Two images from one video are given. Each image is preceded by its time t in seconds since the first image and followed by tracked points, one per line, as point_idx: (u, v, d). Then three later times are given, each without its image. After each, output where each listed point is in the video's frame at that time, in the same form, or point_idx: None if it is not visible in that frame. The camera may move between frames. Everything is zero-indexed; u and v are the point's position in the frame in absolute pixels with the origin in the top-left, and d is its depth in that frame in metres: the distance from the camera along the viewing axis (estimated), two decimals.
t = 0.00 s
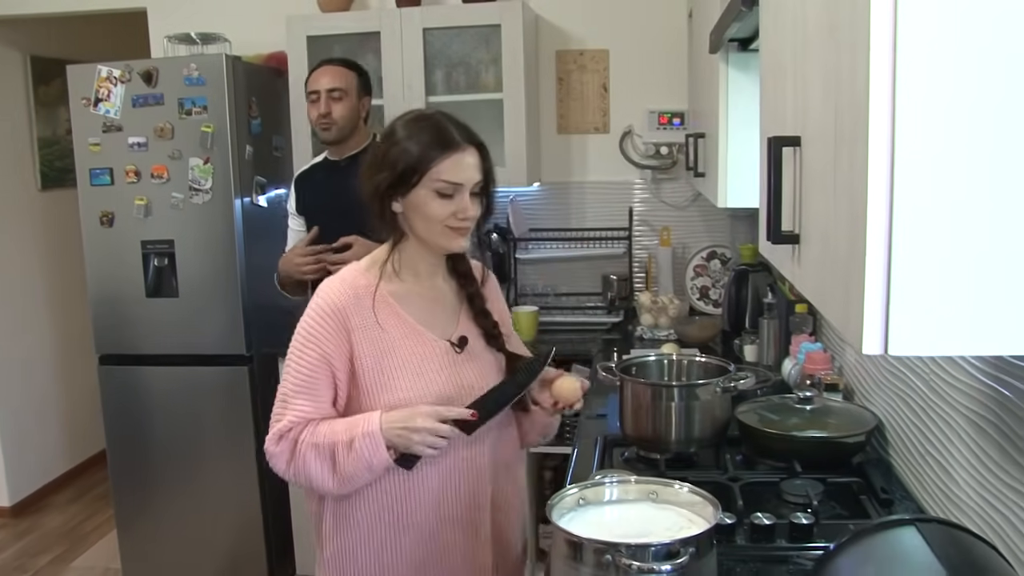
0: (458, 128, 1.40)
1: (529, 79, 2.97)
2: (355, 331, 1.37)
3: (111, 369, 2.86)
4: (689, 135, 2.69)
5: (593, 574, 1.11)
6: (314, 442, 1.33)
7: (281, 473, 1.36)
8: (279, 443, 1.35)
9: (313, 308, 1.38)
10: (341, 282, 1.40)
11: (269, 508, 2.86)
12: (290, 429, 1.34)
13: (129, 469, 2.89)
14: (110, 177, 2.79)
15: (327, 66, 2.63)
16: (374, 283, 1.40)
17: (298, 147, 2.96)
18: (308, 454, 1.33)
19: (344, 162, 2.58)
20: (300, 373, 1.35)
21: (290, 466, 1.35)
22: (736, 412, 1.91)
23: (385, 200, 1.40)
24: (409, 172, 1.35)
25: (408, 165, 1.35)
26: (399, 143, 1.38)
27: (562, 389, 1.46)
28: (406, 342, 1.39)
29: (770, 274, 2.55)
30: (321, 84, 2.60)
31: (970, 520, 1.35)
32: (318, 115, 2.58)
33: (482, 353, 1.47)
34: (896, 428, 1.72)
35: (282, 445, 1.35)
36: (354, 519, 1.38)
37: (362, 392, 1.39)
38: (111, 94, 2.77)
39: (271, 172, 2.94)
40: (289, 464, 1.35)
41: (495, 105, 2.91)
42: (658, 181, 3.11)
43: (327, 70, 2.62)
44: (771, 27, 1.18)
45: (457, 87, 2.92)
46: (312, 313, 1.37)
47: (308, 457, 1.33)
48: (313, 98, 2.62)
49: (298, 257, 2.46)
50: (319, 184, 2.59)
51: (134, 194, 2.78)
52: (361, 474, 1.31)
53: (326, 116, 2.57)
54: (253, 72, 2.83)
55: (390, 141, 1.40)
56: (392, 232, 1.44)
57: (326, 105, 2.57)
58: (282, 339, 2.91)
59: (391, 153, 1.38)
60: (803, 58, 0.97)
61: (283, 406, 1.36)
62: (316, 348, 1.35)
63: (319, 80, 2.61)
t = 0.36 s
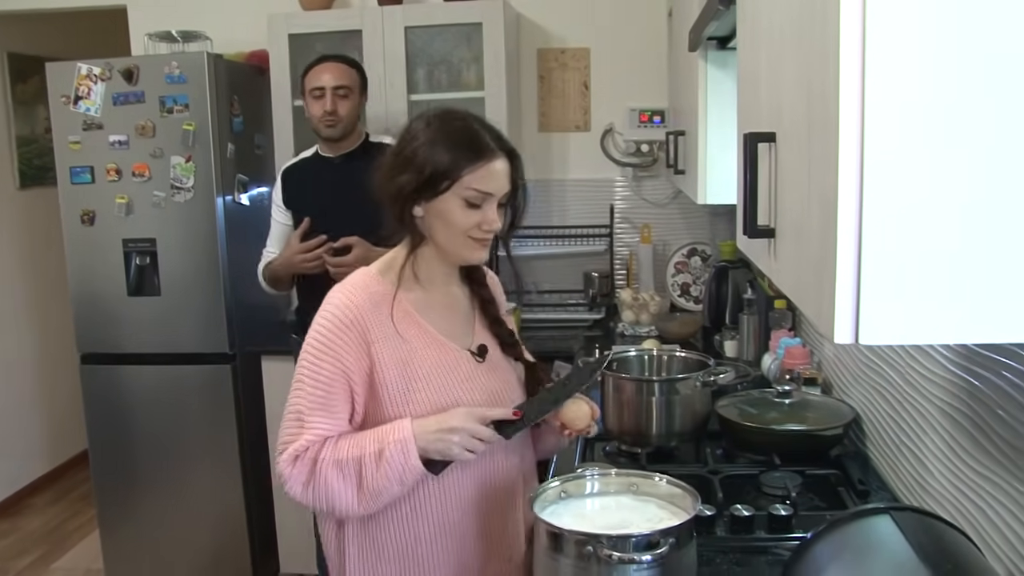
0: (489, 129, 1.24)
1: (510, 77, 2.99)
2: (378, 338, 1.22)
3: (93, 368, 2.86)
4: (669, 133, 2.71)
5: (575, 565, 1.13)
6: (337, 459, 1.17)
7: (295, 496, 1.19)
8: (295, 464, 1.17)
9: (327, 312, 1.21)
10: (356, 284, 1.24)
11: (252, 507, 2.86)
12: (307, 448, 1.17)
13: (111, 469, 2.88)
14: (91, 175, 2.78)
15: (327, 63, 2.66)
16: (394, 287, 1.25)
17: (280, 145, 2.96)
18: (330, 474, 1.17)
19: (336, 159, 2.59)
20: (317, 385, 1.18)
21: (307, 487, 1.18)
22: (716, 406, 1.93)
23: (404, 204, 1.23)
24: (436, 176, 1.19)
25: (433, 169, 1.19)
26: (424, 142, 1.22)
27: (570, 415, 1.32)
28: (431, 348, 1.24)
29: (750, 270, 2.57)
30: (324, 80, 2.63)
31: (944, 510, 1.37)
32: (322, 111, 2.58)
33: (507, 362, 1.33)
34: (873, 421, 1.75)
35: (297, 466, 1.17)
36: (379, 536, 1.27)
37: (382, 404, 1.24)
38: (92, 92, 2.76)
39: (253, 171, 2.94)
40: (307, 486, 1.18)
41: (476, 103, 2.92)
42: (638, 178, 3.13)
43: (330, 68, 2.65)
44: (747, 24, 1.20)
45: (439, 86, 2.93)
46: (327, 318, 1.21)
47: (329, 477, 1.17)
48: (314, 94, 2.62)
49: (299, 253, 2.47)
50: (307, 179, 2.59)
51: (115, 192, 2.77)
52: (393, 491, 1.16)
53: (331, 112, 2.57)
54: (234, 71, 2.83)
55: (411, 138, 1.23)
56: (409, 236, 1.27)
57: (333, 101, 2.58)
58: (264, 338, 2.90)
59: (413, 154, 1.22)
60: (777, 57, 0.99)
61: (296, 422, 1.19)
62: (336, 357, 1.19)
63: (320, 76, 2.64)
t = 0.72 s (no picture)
0: (506, 140, 1.19)
1: (491, 81, 3.00)
2: (385, 348, 1.16)
3: (74, 373, 2.85)
4: (649, 136, 2.73)
5: (555, 565, 1.14)
6: (342, 474, 1.10)
7: (284, 512, 1.10)
8: (291, 479, 1.08)
9: (334, 317, 1.13)
10: (360, 287, 1.16)
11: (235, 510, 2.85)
12: (307, 462, 1.09)
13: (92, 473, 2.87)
14: (72, 179, 2.77)
15: (324, 65, 2.60)
16: (397, 296, 1.20)
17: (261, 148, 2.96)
18: (333, 490, 1.10)
19: (331, 163, 2.60)
20: (322, 394, 1.10)
21: (300, 504, 1.09)
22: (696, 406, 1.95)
23: (414, 211, 1.16)
24: (458, 186, 1.13)
25: (457, 177, 1.13)
26: (441, 147, 1.14)
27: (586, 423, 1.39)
28: (432, 361, 1.20)
29: (730, 272, 2.60)
30: (320, 84, 2.58)
31: (921, 506, 1.39)
32: (319, 115, 2.55)
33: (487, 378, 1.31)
34: (852, 419, 1.77)
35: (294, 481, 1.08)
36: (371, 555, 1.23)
37: (375, 416, 1.18)
38: (72, 95, 2.75)
39: (235, 174, 2.94)
40: (303, 503, 1.09)
41: (457, 106, 2.94)
42: (619, 180, 3.15)
43: (326, 70, 2.60)
44: (722, 30, 1.22)
45: (420, 89, 2.94)
46: (334, 322, 1.12)
47: (330, 493, 1.10)
48: (309, 96, 2.58)
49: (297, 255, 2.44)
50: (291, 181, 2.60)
51: (95, 196, 2.77)
52: (400, 508, 1.12)
53: (329, 117, 2.56)
54: (215, 74, 2.83)
55: (424, 141, 1.16)
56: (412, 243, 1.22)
57: (331, 106, 2.55)
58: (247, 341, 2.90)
59: (429, 159, 1.15)
60: (751, 62, 1.01)
61: (291, 434, 1.09)
62: (344, 365, 1.11)
63: (316, 78, 2.58)
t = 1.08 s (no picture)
0: (475, 156, 1.21)
1: (474, 87, 3.01)
2: (348, 367, 1.16)
3: (56, 380, 2.84)
4: (631, 142, 2.75)
5: (537, 570, 1.15)
6: (320, 499, 1.10)
7: (260, 546, 1.07)
8: (269, 510, 1.06)
9: (300, 338, 1.11)
10: (321, 306, 1.15)
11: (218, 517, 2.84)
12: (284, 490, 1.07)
13: (75, 481, 2.86)
14: (54, 186, 2.77)
15: (303, 72, 2.62)
16: (358, 313, 1.20)
17: (245, 154, 2.96)
18: (312, 516, 1.09)
19: (315, 169, 2.60)
20: (296, 419, 1.08)
21: (278, 537, 1.07)
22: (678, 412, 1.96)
23: (387, 226, 1.16)
24: (435, 203, 1.14)
25: (435, 195, 1.14)
26: (416, 162, 1.15)
27: (552, 436, 1.40)
28: (392, 377, 1.21)
29: (712, 277, 2.62)
30: (299, 90, 2.59)
31: (902, 510, 1.40)
32: (297, 121, 2.57)
33: (439, 393, 1.33)
34: (833, 423, 1.79)
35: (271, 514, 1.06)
36: None
37: (344, 437, 1.18)
38: (53, 102, 2.74)
39: (218, 181, 2.94)
40: (281, 536, 1.07)
41: (440, 112, 2.94)
42: (602, 186, 3.16)
43: (303, 76, 2.60)
44: (701, 38, 1.23)
45: (402, 96, 2.95)
46: (300, 344, 1.11)
47: (308, 521, 1.09)
48: (289, 103, 2.60)
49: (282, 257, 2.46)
50: (274, 189, 2.61)
51: (77, 203, 2.76)
52: (379, 530, 1.13)
53: (306, 122, 2.57)
54: (198, 81, 2.83)
55: (396, 154, 1.16)
56: (372, 258, 1.23)
57: (309, 112, 2.57)
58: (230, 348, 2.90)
59: (403, 174, 1.15)
60: (729, 71, 1.02)
61: (265, 466, 1.07)
62: (314, 387, 1.10)
63: (296, 85, 2.59)
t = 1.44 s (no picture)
0: (452, 155, 1.22)
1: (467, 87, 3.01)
2: (330, 373, 1.15)
3: (48, 382, 2.82)
4: (625, 141, 2.75)
5: (533, 571, 1.15)
6: (318, 514, 1.09)
7: (263, 567, 1.06)
8: (270, 529, 1.05)
9: (282, 348, 1.10)
10: (297, 313, 1.14)
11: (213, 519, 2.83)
12: (283, 507, 1.06)
13: (69, 484, 2.85)
14: (46, 188, 2.76)
15: (283, 73, 2.65)
16: (333, 316, 1.19)
17: (237, 156, 2.96)
18: (311, 532, 1.08)
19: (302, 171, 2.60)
20: (287, 433, 1.07)
21: (280, 556, 1.06)
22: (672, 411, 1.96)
23: (364, 228, 1.16)
24: (413, 204, 1.15)
25: (414, 195, 1.15)
26: (392, 163, 1.16)
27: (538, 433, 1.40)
28: (373, 385, 1.22)
29: (706, 276, 2.62)
30: (277, 91, 2.62)
31: (897, 508, 1.40)
32: (273, 122, 2.60)
33: (420, 396, 1.34)
34: (827, 422, 1.79)
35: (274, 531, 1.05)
36: None
37: (329, 448, 1.18)
38: (45, 104, 2.73)
39: (210, 182, 2.93)
40: (282, 552, 1.06)
41: (433, 113, 2.94)
42: (595, 186, 3.17)
43: (284, 77, 2.64)
44: (692, 38, 1.23)
45: (396, 96, 2.94)
46: (283, 355, 1.09)
47: (308, 536, 1.08)
48: (268, 104, 2.64)
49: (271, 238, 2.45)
50: (266, 190, 2.62)
51: (70, 205, 2.75)
52: (376, 543, 1.13)
53: (281, 123, 2.60)
54: (189, 82, 2.82)
55: (371, 154, 1.16)
56: (349, 260, 1.23)
57: (283, 112, 2.60)
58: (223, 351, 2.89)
59: (379, 173, 1.15)
60: (721, 70, 1.02)
61: (263, 482, 1.06)
62: (300, 398, 1.09)
63: (274, 87, 2.63)
